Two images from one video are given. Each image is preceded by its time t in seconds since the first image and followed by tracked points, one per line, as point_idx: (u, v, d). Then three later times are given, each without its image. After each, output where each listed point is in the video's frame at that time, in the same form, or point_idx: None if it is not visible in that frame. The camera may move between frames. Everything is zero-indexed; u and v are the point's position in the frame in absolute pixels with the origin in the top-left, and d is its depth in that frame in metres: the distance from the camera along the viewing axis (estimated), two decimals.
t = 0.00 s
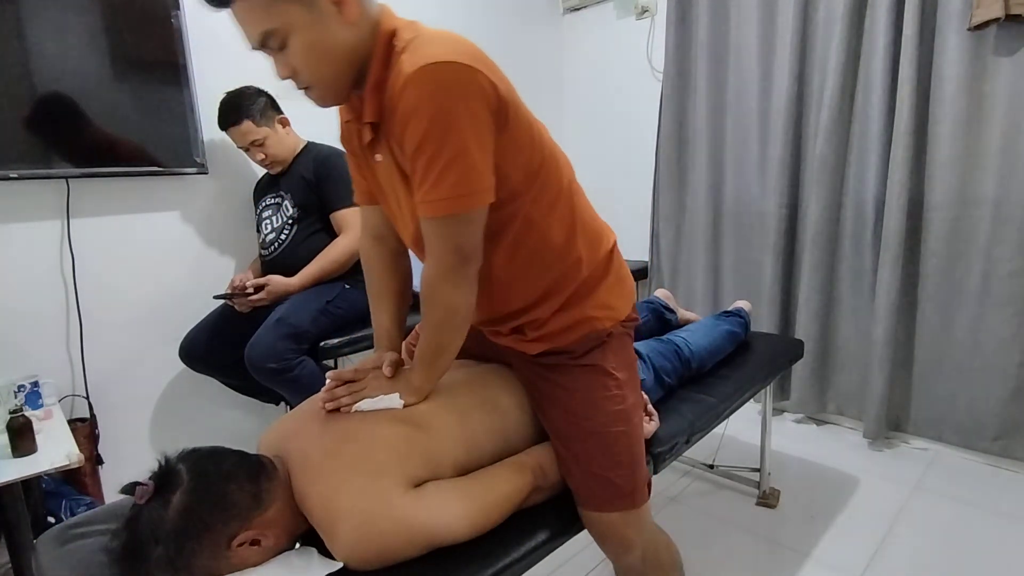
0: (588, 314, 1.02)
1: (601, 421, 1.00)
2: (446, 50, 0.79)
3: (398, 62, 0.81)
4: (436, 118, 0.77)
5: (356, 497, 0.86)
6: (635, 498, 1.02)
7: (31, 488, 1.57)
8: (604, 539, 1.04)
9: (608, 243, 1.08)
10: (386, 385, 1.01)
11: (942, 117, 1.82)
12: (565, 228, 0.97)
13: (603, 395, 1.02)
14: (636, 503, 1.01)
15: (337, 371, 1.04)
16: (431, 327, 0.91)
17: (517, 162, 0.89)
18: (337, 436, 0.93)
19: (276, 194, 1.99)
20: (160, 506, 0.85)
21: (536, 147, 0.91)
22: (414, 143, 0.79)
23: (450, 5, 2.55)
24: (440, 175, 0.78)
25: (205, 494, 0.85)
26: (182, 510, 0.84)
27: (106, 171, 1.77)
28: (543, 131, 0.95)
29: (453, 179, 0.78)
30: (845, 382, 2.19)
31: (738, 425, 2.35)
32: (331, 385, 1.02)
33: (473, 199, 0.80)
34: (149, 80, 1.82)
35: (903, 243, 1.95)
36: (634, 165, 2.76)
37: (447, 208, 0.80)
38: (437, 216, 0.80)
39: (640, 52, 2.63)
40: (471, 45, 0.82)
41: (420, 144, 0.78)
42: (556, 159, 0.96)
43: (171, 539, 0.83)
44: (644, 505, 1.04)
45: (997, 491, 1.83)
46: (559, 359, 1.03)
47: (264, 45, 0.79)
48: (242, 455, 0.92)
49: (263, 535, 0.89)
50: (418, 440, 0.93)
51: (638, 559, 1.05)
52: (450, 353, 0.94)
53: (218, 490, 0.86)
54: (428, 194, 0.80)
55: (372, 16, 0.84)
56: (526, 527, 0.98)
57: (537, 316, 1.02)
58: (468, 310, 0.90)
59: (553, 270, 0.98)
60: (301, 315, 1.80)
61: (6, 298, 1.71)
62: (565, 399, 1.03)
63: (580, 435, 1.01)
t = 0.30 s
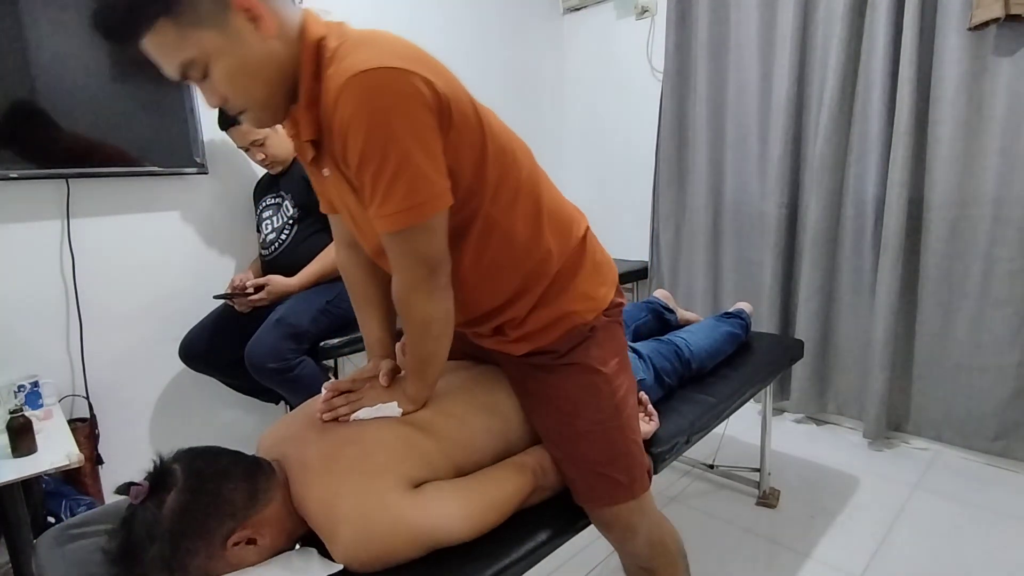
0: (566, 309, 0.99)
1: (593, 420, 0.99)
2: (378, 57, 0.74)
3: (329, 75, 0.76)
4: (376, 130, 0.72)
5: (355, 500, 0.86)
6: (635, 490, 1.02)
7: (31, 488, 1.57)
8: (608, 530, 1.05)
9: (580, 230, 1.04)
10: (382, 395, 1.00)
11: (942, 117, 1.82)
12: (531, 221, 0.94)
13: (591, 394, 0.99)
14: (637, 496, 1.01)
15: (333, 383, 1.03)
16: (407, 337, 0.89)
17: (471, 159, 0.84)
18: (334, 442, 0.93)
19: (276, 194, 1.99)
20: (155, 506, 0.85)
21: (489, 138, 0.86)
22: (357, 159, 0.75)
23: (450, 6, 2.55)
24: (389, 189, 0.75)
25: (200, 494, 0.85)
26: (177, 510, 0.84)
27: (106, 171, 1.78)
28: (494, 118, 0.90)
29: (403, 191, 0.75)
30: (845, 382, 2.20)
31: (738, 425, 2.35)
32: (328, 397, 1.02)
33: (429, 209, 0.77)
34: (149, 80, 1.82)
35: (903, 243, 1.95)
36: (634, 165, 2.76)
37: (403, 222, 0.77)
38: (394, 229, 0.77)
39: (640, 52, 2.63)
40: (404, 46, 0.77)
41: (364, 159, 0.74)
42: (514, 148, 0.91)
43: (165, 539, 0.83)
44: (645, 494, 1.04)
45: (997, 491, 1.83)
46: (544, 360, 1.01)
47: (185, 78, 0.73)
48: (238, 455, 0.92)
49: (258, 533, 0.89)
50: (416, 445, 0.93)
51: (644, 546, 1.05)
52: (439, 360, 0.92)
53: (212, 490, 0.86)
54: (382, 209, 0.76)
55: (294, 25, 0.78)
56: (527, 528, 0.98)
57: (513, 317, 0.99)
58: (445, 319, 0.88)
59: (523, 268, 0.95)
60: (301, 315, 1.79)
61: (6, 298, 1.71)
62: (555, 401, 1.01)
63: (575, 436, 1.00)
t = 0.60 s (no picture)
0: (557, 313, 0.98)
1: (585, 425, 0.99)
2: (346, 70, 0.72)
3: (295, 92, 0.75)
4: (345, 144, 0.71)
5: (355, 502, 0.86)
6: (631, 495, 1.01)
7: (31, 488, 1.57)
8: (603, 537, 1.04)
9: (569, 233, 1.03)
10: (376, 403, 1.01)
11: (942, 118, 1.82)
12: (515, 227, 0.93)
13: (584, 399, 0.99)
14: (632, 502, 1.00)
15: (327, 393, 1.03)
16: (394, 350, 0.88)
17: (447, 166, 0.83)
18: (331, 446, 0.94)
19: (276, 194, 1.99)
20: (154, 503, 0.85)
21: (465, 144, 0.85)
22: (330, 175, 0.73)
23: (449, 6, 2.54)
24: (363, 204, 0.73)
25: (200, 493, 0.85)
26: (176, 508, 0.84)
27: (107, 171, 1.78)
28: (469, 122, 0.89)
29: (377, 204, 0.73)
30: (844, 382, 2.20)
31: (738, 425, 2.35)
32: (322, 405, 1.02)
33: (406, 221, 0.75)
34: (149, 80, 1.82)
35: (903, 243, 1.95)
36: (634, 165, 2.76)
37: (381, 236, 0.75)
38: (372, 245, 0.75)
39: (640, 52, 2.63)
40: (372, 57, 0.76)
41: (336, 176, 0.73)
42: (491, 154, 0.90)
43: (163, 537, 0.83)
44: (638, 501, 1.02)
45: (997, 491, 1.83)
46: (538, 365, 1.01)
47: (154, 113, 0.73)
48: (237, 455, 0.92)
49: (255, 534, 0.89)
50: (414, 446, 0.94)
51: (639, 548, 1.04)
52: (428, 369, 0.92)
53: (211, 490, 0.85)
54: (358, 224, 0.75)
55: (256, 47, 0.77)
56: (526, 528, 0.98)
57: (506, 323, 0.99)
58: (430, 331, 0.87)
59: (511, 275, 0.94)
60: (301, 315, 1.79)
61: (6, 298, 1.71)
62: (547, 407, 1.01)
63: (567, 442, 0.99)
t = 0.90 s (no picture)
0: (608, 300, 1.01)
1: (622, 408, 1.00)
2: (438, 56, 0.75)
3: (387, 72, 0.76)
4: (430, 125, 0.73)
5: (354, 500, 0.86)
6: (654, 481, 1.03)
7: (31, 488, 1.57)
8: (621, 522, 1.07)
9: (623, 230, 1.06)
10: (377, 399, 1.01)
11: (942, 117, 1.82)
12: (576, 219, 0.95)
13: (627, 380, 1.01)
14: (654, 488, 1.03)
15: (328, 389, 1.03)
16: (423, 337, 0.89)
17: (520, 158, 0.86)
18: (332, 444, 0.93)
19: (276, 194, 1.99)
20: (154, 504, 0.86)
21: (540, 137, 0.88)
22: (409, 154, 0.75)
23: (449, 6, 2.54)
24: (435, 183, 0.75)
25: (199, 493, 0.85)
26: (175, 509, 0.84)
27: (106, 171, 1.77)
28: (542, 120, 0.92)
29: (448, 185, 0.75)
30: (845, 382, 2.20)
31: (738, 425, 2.35)
32: (323, 402, 1.02)
33: (473, 205, 0.76)
34: (149, 80, 1.82)
35: (903, 243, 1.95)
36: (634, 165, 2.76)
37: (445, 215, 0.76)
38: (436, 223, 0.77)
39: (640, 52, 2.63)
40: (463, 49, 0.78)
41: (414, 154, 0.75)
42: (561, 150, 0.93)
43: (163, 537, 0.83)
44: (661, 489, 1.05)
45: (997, 491, 1.83)
46: (585, 347, 1.02)
47: (247, 74, 0.73)
48: (237, 455, 0.92)
49: (256, 534, 0.89)
50: (415, 444, 0.93)
51: (654, 538, 1.07)
52: (444, 361, 0.93)
53: (211, 490, 0.85)
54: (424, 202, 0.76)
55: (353, 25, 0.78)
56: (527, 528, 0.98)
57: (557, 308, 1.00)
58: (456, 322, 0.87)
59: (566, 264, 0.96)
60: (301, 315, 1.80)
61: (6, 298, 1.70)
62: (584, 390, 1.02)
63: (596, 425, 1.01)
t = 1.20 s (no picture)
0: (636, 306, 1.11)
1: (635, 399, 1.06)
2: (558, 61, 0.89)
3: (508, 63, 0.91)
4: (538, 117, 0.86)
5: (358, 495, 0.85)
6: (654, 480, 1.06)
7: (31, 488, 1.57)
8: (615, 524, 1.07)
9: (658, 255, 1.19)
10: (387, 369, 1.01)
11: (942, 117, 1.82)
12: (628, 228, 1.08)
13: (641, 375, 1.09)
14: (654, 487, 1.05)
15: (342, 364, 1.03)
16: (467, 312, 0.95)
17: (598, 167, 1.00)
18: (337, 434, 0.92)
19: (276, 194, 1.99)
20: (155, 509, 0.85)
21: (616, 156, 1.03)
22: (512, 136, 0.88)
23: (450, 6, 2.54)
24: (527, 167, 0.87)
25: (203, 494, 0.85)
26: (179, 511, 0.84)
27: (106, 171, 1.77)
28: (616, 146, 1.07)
29: (538, 172, 0.88)
30: (845, 382, 2.20)
31: (738, 425, 2.35)
32: (340, 379, 1.02)
33: (553, 193, 0.89)
34: (149, 80, 1.82)
35: (903, 243, 1.95)
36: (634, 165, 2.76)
37: (525, 196, 0.88)
38: (514, 201, 0.88)
39: (641, 52, 2.63)
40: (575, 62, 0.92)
41: (516, 138, 0.87)
42: (629, 170, 1.08)
43: (168, 540, 0.83)
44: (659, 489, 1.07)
45: (998, 492, 1.83)
46: (606, 341, 1.10)
47: (387, 27, 0.87)
48: (235, 454, 0.91)
49: (261, 530, 0.89)
50: (421, 439, 0.93)
51: (649, 543, 1.08)
52: (467, 335, 0.97)
53: (214, 490, 0.86)
54: (511, 180, 0.88)
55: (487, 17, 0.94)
56: (526, 527, 0.98)
57: (590, 303, 1.10)
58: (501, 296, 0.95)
59: (610, 264, 1.07)
60: (301, 315, 1.80)
61: (6, 298, 1.70)
62: (601, 379, 1.09)
63: (606, 413, 1.06)
